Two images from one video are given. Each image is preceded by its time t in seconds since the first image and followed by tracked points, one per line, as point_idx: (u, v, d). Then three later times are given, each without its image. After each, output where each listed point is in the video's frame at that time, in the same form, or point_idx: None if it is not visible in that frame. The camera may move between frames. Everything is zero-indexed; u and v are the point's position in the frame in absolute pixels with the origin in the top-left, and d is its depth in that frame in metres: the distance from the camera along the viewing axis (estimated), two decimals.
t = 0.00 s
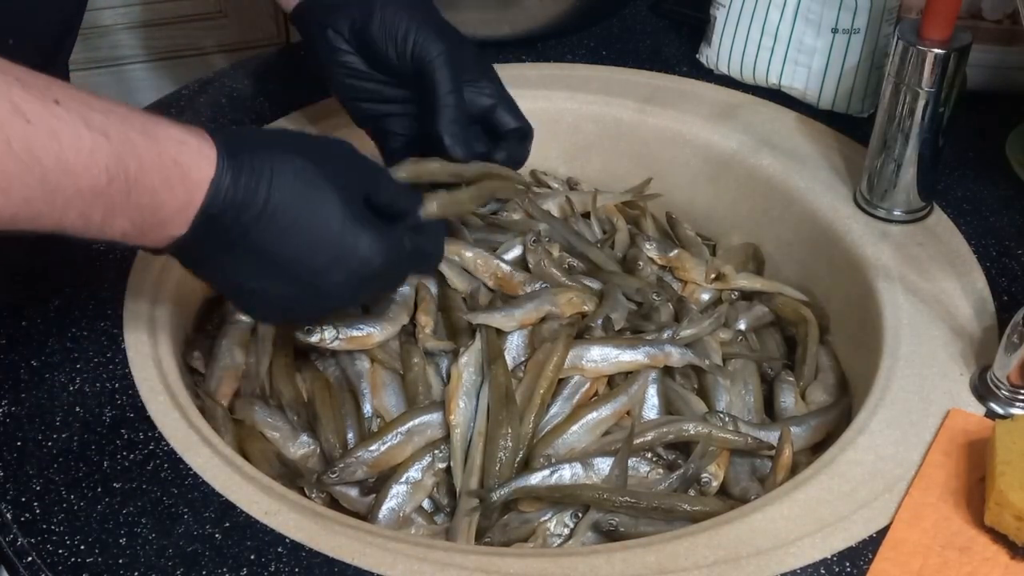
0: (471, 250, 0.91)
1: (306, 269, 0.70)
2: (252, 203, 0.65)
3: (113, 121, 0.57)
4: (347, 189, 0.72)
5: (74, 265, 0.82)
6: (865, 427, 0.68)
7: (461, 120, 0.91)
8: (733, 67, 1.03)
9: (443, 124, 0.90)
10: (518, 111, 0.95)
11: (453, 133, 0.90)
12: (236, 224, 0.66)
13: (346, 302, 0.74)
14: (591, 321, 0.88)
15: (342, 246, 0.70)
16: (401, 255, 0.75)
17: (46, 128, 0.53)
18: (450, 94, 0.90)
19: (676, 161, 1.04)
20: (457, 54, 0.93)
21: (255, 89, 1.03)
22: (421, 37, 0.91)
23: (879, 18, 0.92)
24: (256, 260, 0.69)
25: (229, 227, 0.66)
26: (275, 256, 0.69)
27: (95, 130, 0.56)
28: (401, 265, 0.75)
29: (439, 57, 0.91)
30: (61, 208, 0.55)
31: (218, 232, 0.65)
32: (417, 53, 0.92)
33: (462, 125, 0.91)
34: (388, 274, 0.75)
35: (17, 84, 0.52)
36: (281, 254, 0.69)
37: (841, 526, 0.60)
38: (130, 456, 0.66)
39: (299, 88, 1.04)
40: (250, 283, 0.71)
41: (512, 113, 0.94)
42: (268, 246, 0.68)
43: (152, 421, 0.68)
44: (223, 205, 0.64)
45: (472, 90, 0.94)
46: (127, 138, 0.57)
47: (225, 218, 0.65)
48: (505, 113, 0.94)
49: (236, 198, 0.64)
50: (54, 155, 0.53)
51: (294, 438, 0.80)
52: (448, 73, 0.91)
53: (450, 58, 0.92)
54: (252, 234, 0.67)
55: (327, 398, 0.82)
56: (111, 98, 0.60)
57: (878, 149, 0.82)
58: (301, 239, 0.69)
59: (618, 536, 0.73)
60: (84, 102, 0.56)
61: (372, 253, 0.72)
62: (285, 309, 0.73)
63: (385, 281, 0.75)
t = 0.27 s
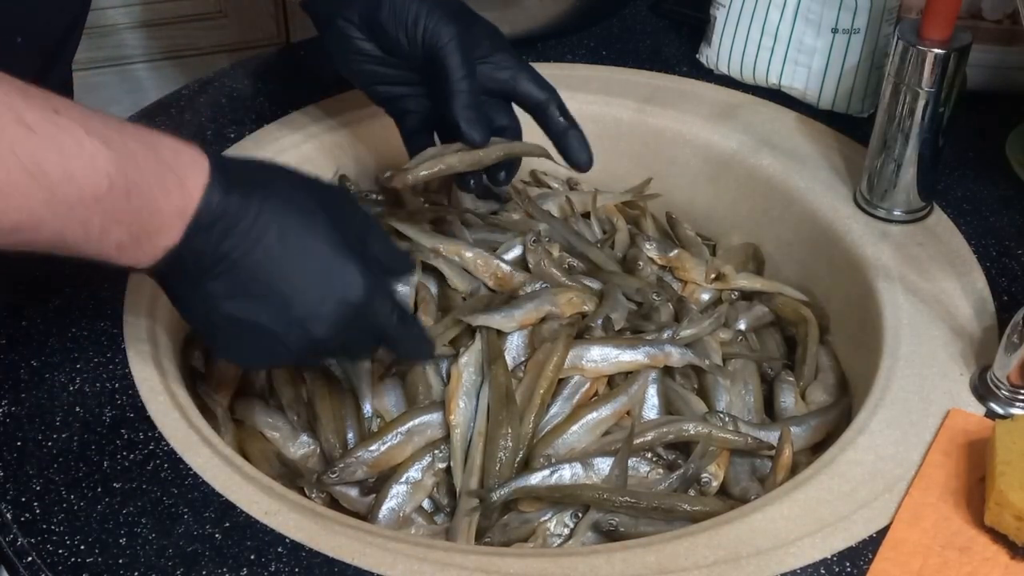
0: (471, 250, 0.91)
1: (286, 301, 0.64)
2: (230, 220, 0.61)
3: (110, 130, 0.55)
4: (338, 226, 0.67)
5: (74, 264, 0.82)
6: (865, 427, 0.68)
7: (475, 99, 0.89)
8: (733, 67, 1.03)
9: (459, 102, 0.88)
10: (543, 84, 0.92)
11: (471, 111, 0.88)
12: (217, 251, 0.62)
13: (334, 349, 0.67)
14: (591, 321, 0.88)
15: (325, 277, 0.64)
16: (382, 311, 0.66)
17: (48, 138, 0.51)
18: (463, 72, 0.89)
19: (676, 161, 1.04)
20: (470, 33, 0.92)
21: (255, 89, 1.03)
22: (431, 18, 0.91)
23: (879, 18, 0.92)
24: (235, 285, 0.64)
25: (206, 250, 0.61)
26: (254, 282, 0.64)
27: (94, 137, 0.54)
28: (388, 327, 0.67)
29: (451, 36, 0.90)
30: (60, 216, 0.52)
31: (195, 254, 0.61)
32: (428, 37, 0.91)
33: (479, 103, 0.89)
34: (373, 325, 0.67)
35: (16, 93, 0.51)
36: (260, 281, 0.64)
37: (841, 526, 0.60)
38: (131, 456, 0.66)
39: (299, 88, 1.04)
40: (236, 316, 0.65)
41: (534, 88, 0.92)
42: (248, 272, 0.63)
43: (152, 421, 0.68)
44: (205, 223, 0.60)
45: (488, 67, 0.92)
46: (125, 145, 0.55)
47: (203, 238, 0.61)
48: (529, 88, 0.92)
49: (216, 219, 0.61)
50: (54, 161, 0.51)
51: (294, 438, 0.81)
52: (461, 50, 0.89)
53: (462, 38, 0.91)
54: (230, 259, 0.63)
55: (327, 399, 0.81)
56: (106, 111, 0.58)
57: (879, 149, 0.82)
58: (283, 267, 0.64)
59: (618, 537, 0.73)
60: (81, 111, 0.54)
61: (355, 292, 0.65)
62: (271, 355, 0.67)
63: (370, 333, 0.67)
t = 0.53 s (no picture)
0: (471, 250, 0.91)
1: (290, 241, 0.71)
2: (232, 169, 0.66)
3: (88, 94, 0.57)
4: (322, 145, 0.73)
5: (74, 264, 0.82)
6: (865, 427, 0.68)
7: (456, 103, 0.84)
8: (733, 67, 1.03)
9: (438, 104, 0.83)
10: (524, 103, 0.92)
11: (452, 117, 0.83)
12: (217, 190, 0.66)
13: (327, 263, 0.73)
14: (591, 321, 0.88)
15: (323, 201, 0.71)
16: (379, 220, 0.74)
17: (23, 103, 0.53)
18: (440, 74, 0.84)
19: (676, 161, 1.04)
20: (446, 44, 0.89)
21: (255, 89, 1.03)
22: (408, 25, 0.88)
23: (879, 18, 0.92)
24: (236, 228, 0.70)
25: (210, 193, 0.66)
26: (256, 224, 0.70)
27: (72, 105, 0.55)
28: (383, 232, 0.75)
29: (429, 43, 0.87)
30: (45, 178, 0.55)
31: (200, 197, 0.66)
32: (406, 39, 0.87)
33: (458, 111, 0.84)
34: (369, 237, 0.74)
35: None
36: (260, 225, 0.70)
37: (841, 526, 0.60)
38: (131, 456, 0.66)
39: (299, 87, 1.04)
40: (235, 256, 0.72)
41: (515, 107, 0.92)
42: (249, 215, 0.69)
43: (152, 421, 0.68)
44: (208, 176, 0.65)
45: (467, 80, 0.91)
46: (103, 111, 0.57)
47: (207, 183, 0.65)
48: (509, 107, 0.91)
49: (217, 166, 0.65)
50: (35, 130, 0.53)
51: (294, 438, 0.80)
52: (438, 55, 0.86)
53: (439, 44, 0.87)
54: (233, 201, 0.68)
55: (326, 398, 0.82)
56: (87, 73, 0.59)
57: (879, 149, 0.82)
58: (281, 213, 0.70)
59: (618, 536, 0.73)
60: (58, 77, 0.56)
61: (352, 206, 0.72)
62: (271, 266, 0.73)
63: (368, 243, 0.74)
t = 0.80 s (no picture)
0: (471, 250, 0.91)
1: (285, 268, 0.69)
2: (225, 194, 0.64)
3: (73, 116, 0.55)
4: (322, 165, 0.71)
5: (73, 264, 0.82)
6: (866, 427, 0.68)
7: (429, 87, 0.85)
8: (733, 67, 1.03)
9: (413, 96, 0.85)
10: (517, 79, 0.93)
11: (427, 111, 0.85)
12: (211, 214, 0.65)
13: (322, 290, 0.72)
14: (592, 321, 0.88)
15: (320, 226, 0.69)
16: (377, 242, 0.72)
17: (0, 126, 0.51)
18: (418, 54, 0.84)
19: (676, 161, 1.04)
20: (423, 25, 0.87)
21: (255, 89, 1.03)
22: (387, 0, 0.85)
23: (879, 18, 0.92)
24: (232, 254, 0.68)
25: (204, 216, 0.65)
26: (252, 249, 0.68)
27: (54, 128, 0.54)
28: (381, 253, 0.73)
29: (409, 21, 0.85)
30: (23, 204, 0.53)
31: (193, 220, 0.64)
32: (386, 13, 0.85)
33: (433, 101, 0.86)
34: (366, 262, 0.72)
35: None
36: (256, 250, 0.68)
37: (841, 526, 0.60)
38: (130, 456, 0.66)
39: (299, 88, 1.05)
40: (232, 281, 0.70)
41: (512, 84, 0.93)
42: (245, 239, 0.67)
43: (152, 421, 0.68)
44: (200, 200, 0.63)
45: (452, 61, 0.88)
46: (87, 134, 0.56)
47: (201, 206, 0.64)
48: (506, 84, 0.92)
49: (209, 189, 0.64)
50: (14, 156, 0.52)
51: (294, 438, 0.80)
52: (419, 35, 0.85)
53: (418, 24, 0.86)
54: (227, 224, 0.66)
55: (326, 399, 0.82)
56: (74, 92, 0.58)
57: (879, 149, 0.82)
58: (276, 237, 0.68)
59: (618, 536, 0.73)
60: (42, 98, 0.54)
61: (351, 232, 0.70)
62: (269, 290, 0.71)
63: (367, 267, 0.73)
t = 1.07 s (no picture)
0: (471, 250, 0.91)
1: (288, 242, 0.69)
2: (214, 177, 0.64)
3: (63, 104, 0.56)
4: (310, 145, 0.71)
5: (73, 264, 0.82)
6: (866, 427, 0.68)
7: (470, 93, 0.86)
8: (733, 67, 1.03)
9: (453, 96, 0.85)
10: (518, 116, 0.86)
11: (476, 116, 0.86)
12: (204, 202, 0.65)
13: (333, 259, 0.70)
14: (592, 321, 0.88)
15: (315, 199, 0.68)
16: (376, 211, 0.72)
17: None
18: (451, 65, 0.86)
19: (676, 161, 1.04)
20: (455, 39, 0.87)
21: (255, 89, 1.03)
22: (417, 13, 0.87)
23: (879, 18, 0.92)
24: (234, 243, 0.68)
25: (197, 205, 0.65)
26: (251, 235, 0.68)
27: (45, 115, 0.54)
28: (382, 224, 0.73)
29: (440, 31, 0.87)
30: (20, 193, 0.53)
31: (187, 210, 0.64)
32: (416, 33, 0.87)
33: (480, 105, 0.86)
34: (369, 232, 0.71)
35: None
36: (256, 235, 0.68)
37: (841, 526, 0.60)
38: (131, 456, 0.66)
39: (299, 88, 1.05)
40: (241, 274, 0.69)
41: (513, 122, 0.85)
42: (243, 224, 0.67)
43: (152, 421, 0.68)
44: (190, 187, 0.64)
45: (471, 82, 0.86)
46: (77, 119, 0.56)
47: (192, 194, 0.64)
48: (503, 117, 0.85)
49: (197, 174, 0.64)
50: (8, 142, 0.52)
51: (294, 438, 0.80)
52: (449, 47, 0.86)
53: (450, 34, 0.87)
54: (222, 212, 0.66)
55: (327, 399, 0.82)
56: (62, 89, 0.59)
57: (879, 149, 0.82)
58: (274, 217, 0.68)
59: (618, 536, 0.73)
60: (30, 87, 0.55)
61: (348, 199, 0.70)
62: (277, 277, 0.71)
63: (369, 239, 0.72)
